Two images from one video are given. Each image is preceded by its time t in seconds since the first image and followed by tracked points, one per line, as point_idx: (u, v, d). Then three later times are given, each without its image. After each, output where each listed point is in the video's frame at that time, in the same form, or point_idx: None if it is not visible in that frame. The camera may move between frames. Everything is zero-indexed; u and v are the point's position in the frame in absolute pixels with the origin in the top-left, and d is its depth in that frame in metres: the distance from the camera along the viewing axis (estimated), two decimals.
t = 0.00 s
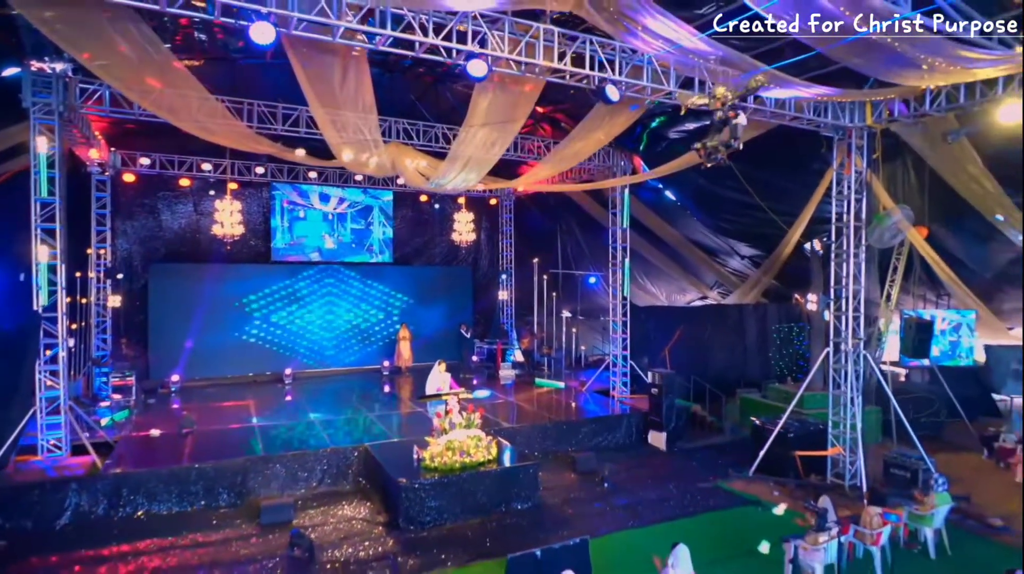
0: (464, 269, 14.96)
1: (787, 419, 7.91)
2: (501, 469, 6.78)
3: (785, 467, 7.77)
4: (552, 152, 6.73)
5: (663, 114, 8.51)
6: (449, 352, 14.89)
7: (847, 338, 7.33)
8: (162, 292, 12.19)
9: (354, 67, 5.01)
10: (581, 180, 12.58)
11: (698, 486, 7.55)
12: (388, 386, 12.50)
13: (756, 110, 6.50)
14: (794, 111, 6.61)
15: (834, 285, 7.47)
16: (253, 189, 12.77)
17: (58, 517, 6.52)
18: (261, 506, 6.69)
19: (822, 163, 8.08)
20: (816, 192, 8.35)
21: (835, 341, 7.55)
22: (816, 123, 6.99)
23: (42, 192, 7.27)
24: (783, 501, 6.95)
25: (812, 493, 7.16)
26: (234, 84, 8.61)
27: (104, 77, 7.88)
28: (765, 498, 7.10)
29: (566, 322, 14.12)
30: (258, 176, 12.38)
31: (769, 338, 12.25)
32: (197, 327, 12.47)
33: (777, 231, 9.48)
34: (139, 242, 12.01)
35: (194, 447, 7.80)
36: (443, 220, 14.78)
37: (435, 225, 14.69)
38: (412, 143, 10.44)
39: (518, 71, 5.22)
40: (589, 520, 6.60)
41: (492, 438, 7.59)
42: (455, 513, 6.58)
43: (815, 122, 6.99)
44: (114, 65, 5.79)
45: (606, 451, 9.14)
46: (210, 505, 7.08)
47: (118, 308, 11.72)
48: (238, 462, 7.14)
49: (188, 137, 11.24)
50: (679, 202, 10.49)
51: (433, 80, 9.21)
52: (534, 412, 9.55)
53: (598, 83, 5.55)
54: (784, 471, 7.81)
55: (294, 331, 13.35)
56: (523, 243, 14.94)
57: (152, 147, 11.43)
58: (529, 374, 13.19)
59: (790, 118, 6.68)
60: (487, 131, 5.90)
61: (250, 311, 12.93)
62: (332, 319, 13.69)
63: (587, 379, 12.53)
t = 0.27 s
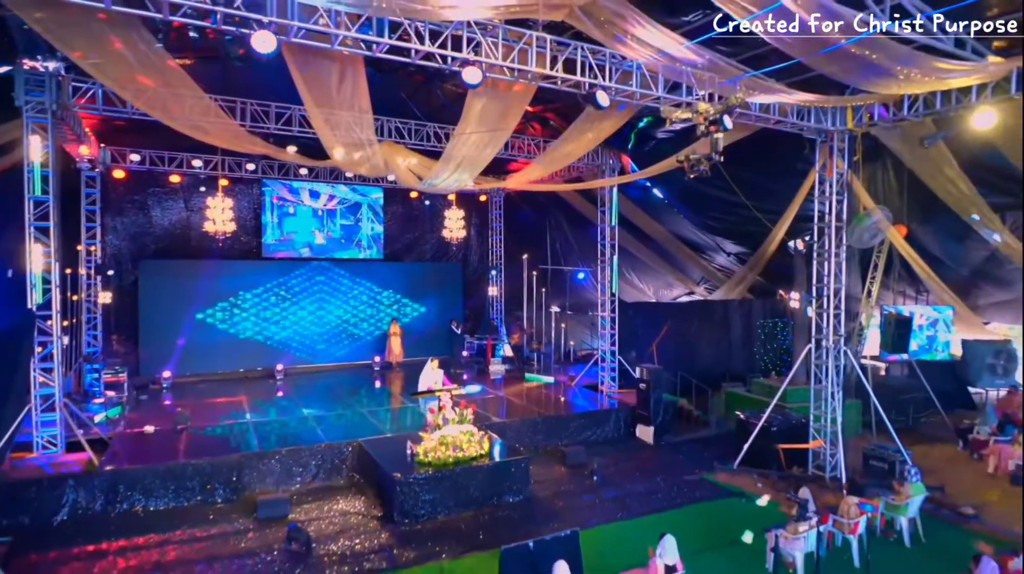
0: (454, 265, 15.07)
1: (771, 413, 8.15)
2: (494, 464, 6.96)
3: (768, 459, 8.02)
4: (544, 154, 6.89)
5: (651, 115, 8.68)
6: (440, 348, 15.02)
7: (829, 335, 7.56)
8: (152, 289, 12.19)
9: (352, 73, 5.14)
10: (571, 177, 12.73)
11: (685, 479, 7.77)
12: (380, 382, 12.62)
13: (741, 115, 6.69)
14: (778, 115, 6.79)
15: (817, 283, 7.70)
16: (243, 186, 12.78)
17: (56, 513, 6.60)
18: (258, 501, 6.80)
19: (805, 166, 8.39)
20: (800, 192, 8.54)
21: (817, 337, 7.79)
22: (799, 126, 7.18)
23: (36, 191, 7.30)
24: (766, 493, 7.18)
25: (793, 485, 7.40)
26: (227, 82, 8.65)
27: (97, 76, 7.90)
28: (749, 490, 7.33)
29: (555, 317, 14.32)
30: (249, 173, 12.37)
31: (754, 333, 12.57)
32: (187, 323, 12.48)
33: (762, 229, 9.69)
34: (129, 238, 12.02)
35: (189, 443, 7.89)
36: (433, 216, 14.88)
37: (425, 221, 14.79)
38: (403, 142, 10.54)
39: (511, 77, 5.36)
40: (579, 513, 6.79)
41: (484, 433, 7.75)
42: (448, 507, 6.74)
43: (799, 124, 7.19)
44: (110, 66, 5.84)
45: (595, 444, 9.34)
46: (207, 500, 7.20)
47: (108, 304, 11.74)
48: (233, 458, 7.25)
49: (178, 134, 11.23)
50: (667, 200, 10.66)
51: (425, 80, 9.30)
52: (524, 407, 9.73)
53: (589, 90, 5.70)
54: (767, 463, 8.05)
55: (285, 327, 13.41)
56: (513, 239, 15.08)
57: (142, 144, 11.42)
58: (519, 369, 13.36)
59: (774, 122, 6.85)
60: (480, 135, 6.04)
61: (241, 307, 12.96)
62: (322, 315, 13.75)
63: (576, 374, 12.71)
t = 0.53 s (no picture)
0: (445, 263, 15.18)
1: (755, 409, 8.36)
2: (486, 461, 7.12)
3: (752, 454, 8.25)
4: (536, 158, 7.07)
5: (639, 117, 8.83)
6: (430, 345, 15.14)
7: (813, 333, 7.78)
8: (142, 287, 12.19)
9: (349, 82, 5.27)
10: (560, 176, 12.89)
11: (672, 473, 7.98)
12: (371, 379, 12.74)
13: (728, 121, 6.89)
14: (762, 120, 6.97)
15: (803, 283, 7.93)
16: (234, 185, 12.80)
17: (53, 512, 6.66)
18: (254, 498, 6.90)
19: (785, 172, 8.64)
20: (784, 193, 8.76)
21: (801, 335, 8.01)
22: (784, 130, 7.35)
23: (30, 192, 7.34)
24: (750, 487, 7.41)
25: (777, 479, 7.63)
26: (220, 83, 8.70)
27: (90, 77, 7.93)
28: (734, 484, 7.55)
29: (544, 315, 14.50)
30: (240, 171, 12.37)
31: (739, 330, 13.10)
32: (178, 322, 12.50)
33: (747, 229, 9.91)
34: (119, 237, 12.03)
35: (184, 441, 7.97)
36: (424, 215, 14.98)
37: (416, 220, 14.89)
38: (394, 142, 10.30)
39: (505, 85, 5.53)
40: (570, 507, 6.98)
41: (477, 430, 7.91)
42: (442, 502, 6.89)
43: (783, 128, 7.36)
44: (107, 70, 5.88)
45: (584, 440, 9.53)
46: (203, 497, 7.29)
47: (99, 303, 11.74)
48: (229, 455, 7.36)
49: (169, 133, 11.22)
50: (654, 200, 10.81)
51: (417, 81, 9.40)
52: (515, 404, 9.89)
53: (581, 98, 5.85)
54: (751, 457, 8.27)
55: (277, 325, 13.47)
56: (503, 237, 15.22)
57: (133, 142, 11.40)
58: (508, 366, 13.53)
59: (758, 126, 7.02)
60: (474, 141, 6.20)
61: (232, 306, 13.00)
62: (313, 313, 13.82)
63: (565, 371, 12.88)
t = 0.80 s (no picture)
0: (434, 261, 15.26)
1: (740, 405, 8.60)
2: (477, 458, 7.26)
3: (737, 449, 8.47)
4: (527, 161, 7.21)
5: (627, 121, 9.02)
6: (420, 343, 15.23)
7: (795, 332, 7.99)
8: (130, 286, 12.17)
9: (344, 88, 5.43)
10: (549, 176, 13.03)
11: (659, 468, 8.17)
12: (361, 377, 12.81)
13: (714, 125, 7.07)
14: (747, 124, 7.16)
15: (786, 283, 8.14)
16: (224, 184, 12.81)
17: (47, 510, 6.71)
18: (248, 496, 6.99)
19: (769, 175, 8.88)
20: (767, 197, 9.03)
21: (784, 333, 8.23)
22: (768, 133, 7.52)
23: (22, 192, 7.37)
24: (735, 481, 7.62)
25: (760, 473, 7.84)
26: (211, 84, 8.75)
27: (81, 78, 7.95)
28: (719, 478, 7.76)
29: (533, 313, 14.66)
30: (230, 171, 12.34)
31: (724, 328, 13.20)
32: (167, 321, 12.49)
33: (733, 229, 10.14)
34: (108, 235, 12.02)
35: (177, 440, 8.04)
36: (413, 213, 15.07)
37: (405, 219, 14.97)
38: (384, 143, 10.42)
39: (497, 92, 5.66)
40: (559, 502, 7.14)
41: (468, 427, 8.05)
42: (434, 499, 7.02)
43: (768, 131, 7.55)
44: (102, 75, 5.95)
45: (573, 437, 9.69)
46: (197, 495, 7.37)
47: (87, 302, 11.72)
48: (223, 454, 7.44)
49: (158, 132, 11.22)
50: (642, 200, 10.93)
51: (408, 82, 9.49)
52: (505, 401, 10.04)
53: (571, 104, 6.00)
54: (735, 453, 8.51)
55: (267, 323, 13.50)
56: (492, 236, 15.35)
57: (121, 141, 11.39)
58: (497, 364, 13.66)
59: (742, 130, 7.20)
60: (466, 144, 6.33)
61: (221, 304, 13.01)
62: (303, 311, 13.86)
63: (554, 368, 13.03)
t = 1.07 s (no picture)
0: (421, 258, 15.36)
1: (720, 400, 8.85)
2: (466, 453, 7.43)
3: (718, 442, 8.73)
4: (515, 162, 7.36)
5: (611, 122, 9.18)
6: (407, 339, 15.33)
7: (774, 329, 8.23)
8: (115, 283, 12.13)
9: (336, 92, 5.54)
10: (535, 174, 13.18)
11: (643, 462, 8.39)
12: (348, 373, 12.90)
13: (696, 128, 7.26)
14: (728, 126, 7.35)
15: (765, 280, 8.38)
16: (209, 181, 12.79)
17: (39, 508, 6.75)
18: (240, 491, 7.09)
19: (747, 177, 9.18)
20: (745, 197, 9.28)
21: (763, 329, 8.48)
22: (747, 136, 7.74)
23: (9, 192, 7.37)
24: (715, 473, 7.87)
25: (740, 465, 8.10)
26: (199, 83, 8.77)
27: (68, 76, 7.95)
28: (701, 470, 8.00)
29: (518, 309, 14.83)
30: (215, 168, 12.31)
31: (706, 324, 13.41)
32: (153, 318, 12.47)
33: (714, 228, 10.37)
34: (92, 233, 11.97)
35: (167, 437, 8.10)
36: (400, 211, 15.16)
37: (391, 216, 15.04)
38: (373, 142, 10.27)
39: (486, 96, 5.80)
40: (546, 494, 7.34)
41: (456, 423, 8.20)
42: (424, 493, 7.17)
43: (748, 133, 7.77)
44: (94, 76, 6.00)
45: (559, 431, 9.89)
46: (188, 492, 7.45)
47: (72, 299, 11.68)
48: (214, 450, 7.53)
49: (143, 129, 11.19)
50: (625, 199, 11.13)
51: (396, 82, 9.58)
52: (491, 397, 10.21)
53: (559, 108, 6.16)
54: (716, 446, 8.77)
55: (253, 320, 13.52)
56: (478, 233, 15.47)
57: (106, 138, 11.32)
58: (484, 360, 13.81)
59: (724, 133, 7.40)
60: (455, 146, 6.46)
61: (207, 301, 13.01)
62: (290, 308, 13.90)
63: (539, 364, 13.21)
